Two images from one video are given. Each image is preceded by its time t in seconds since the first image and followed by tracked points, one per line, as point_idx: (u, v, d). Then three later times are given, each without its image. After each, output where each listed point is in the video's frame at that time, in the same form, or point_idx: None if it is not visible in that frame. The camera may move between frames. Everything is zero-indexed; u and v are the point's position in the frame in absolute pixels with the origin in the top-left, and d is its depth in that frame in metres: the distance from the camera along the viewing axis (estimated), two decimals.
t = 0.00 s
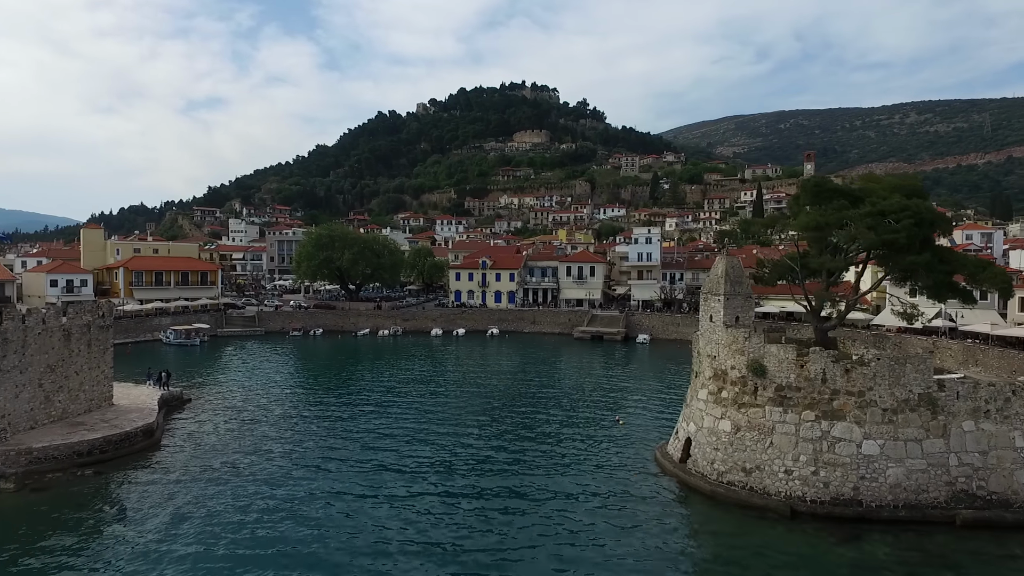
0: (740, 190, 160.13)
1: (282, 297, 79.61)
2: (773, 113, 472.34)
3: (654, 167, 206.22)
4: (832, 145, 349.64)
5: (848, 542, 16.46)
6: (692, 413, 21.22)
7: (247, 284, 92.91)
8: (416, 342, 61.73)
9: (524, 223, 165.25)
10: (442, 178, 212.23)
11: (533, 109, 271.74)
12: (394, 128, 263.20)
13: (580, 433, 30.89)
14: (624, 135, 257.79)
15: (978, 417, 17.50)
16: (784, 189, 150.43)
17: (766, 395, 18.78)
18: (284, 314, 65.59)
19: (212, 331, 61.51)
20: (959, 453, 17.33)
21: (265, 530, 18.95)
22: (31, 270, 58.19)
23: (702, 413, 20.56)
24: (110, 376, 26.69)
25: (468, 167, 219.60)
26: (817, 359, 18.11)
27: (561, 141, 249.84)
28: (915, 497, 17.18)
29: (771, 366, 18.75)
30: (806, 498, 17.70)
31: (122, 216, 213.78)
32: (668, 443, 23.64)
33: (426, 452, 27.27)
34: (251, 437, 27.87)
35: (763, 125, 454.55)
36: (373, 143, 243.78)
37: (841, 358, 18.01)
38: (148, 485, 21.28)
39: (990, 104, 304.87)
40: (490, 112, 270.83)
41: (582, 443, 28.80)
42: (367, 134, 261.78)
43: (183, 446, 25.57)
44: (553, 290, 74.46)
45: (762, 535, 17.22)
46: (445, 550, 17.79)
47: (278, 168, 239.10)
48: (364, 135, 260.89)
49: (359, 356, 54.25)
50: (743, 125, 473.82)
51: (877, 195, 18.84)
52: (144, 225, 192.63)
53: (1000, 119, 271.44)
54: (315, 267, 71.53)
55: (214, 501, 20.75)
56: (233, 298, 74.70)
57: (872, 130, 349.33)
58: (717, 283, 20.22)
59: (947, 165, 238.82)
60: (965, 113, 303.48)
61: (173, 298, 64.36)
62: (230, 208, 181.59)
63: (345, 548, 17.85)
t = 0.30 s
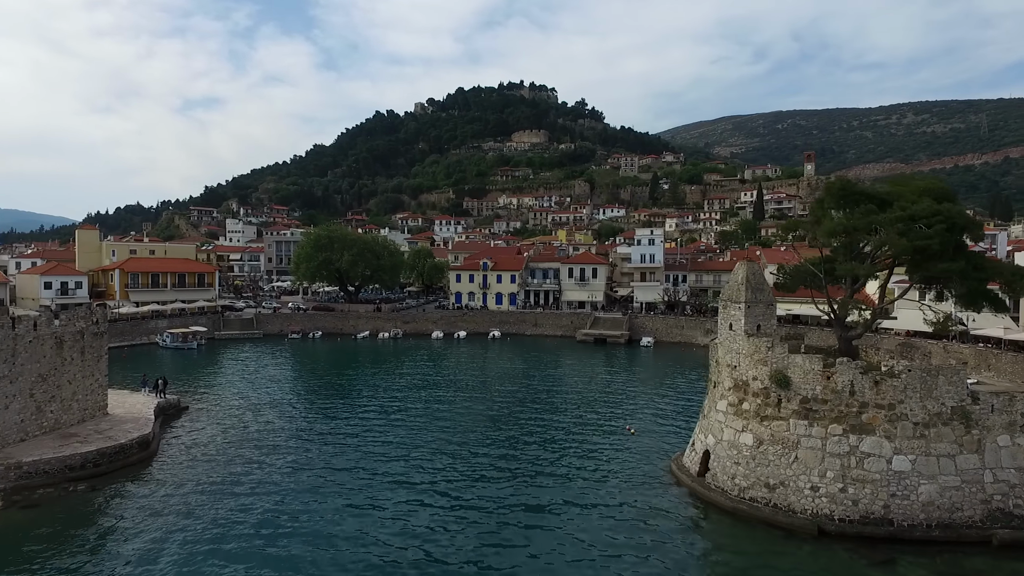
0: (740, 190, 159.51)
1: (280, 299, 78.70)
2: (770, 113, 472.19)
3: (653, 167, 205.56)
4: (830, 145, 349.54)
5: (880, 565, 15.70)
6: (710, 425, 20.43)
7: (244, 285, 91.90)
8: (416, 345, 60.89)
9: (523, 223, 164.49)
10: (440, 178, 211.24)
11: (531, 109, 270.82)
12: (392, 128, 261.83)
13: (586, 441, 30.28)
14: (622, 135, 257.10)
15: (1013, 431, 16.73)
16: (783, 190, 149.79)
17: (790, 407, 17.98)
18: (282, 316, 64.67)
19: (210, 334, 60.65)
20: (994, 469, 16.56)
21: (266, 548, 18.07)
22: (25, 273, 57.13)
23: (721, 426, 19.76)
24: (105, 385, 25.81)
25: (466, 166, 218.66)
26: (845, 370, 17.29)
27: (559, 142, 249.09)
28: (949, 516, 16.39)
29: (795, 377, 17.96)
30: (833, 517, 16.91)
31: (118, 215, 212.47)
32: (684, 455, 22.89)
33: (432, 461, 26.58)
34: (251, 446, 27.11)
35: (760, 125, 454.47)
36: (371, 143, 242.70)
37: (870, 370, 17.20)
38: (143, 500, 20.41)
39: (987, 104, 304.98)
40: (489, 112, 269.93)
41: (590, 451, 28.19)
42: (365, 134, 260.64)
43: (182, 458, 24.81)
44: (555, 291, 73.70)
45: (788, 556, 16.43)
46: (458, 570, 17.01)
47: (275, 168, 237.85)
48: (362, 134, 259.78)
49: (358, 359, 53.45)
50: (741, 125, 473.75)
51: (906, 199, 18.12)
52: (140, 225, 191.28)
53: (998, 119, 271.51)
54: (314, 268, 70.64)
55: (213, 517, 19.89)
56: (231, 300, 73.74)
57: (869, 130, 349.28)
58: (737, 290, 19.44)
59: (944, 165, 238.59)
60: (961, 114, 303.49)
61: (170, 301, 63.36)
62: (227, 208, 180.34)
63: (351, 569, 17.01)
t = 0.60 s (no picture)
0: (740, 191, 158.97)
1: (277, 300, 77.68)
2: (767, 113, 472.24)
3: (652, 167, 204.94)
4: (827, 145, 349.58)
5: None
6: (728, 438, 19.62)
7: (241, 286, 90.82)
8: (416, 348, 60.00)
9: (521, 224, 163.64)
10: (438, 178, 210.08)
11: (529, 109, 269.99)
12: (389, 127, 260.38)
13: (593, 450, 29.64)
14: (620, 135, 256.48)
15: None
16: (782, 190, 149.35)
17: (815, 422, 17.17)
18: (280, 319, 63.72)
19: (206, 337, 59.73)
20: None
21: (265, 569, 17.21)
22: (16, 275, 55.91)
23: (740, 440, 18.96)
24: (96, 394, 24.85)
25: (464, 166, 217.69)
26: (873, 383, 16.50)
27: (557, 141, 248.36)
28: (984, 537, 15.59)
29: (820, 390, 17.14)
30: (862, 537, 16.12)
31: (112, 215, 210.67)
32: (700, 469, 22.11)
33: (437, 473, 25.84)
34: (249, 457, 26.27)
35: (757, 125, 454.51)
36: (368, 143, 241.43)
37: (898, 384, 16.42)
38: (137, 518, 19.50)
39: (983, 104, 305.19)
40: (486, 111, 268.99)
41: (597, 461, 27.56)
42: (362, 133, 259.32)
43: (177, 470, 23.95)
44: (556, 294, 72.88)
45: None
46: None
47: (271, 167, 236.24)
48: (359, 134, 258.43)
49: (355, 362, 52.59)
50: (738, 125, 473.76)
51: (935, 204, 17.34)
52: (135, 225, 189.73)
53: (994, 120, 271.61)
54: (312, 270, 69.67)
55: (210, 535, 19.00)
56: (227, 302, 72.66)
57: (866, 130, 349.39)
58: (757, 298, 18.66)
59: (941, 165, 238.49)
60: (957, 114, 303.78)
61: (165, 303, 62.25)
62: (223, 208, 178.87)
63: None
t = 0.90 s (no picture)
0: (737, 191, 158.46)
1: (273, 303, 76.64)
2: (763, 114, 472.73)
3: (649, 168, 204.37)
4: (823, 145, 350.01)
5: None
6: (745, 453, 18.81)
7: (235, 288, 89.58)
8: (414, 351, 59.13)
9: (519, 224, 162.87)
10: (434, 178, 208.92)
11: (526, 108, 269.16)
12: (385, 126, 258.93)
13: (599, 461, 28.85)
14: (617, 135, 255.94)
15: None
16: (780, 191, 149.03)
17: (839, 438, 16.34)
18: (275, 322, 62.66)
19: (199, 340, 58.76)
20: None
21: None
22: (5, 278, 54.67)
23: (759, 455, 18.15)
24: (84, 404, 23.88)
25: (460, 166, 216.61)
26: (900, 398, 15.70)
27: (554, 142, 247.65)
28: (1020, 561, 14.79)
29: (844, 404, 16.32)
30: (890, 560, 15.32)
31: (105, 215, 208.73)
32: (714, 484, 21.30)
33: (440, 487, 24.93)
34: (245, 470, 25.29)
35: (753, 125, 454.79)
36: (364, 142, 240.10)
37: (928, 398, 15.62)
38: (125, 538, 18.54)
39: (978, 104, 305.83)
40: (483, 111, 267.96)
41: (604, 475, 26.75)
42: (357, 133, 257.95)
43: (169, 485, 22.95)
44: (556, 296, 71.96)
45: None
46: None
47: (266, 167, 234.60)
48: (355, 134, 257.02)
49: (352, 367, 51.74)
50: (734, 125, 474.15)
51: (964, 209, 16.54)
52: (129, 225, 188.00)
53: (989, 120, 272.15)
54: (308, 272, 68.63)
55: (202, 556, 18.05)
56: (222, 305, 71.55)
57: (862, 130, 349.91)
58: (776, 307, 17.87)
59: (935, 165, 238.75)
60: (951, 115, 304.38)
61: (158, 306, 61.10)
62: (218, 208, 177.33)
63: None
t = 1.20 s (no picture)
0: (733, 192, 158.15)
1: (267, 305, 75.49)
2: (757, 114, 473.48)
3: (645, 168, 203.84)
4: (817, 146, 350.69)
5: None
6: (762, 469, 17.99)
7: (228, 290, 88.28)
8: (410, 355, 58.24)
9: (515, 225, 162.06)
10: (429, 178, 207.72)
11: (521, 108, 268.34)
12: (380, 126, 257.44)
13: (603, 474, 27.97)
14: (613, 136, 255.55)
15: None
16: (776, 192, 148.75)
17: (863, 455, 15.51)
18: (269, 325, 61.59)
19: (192, 344, 57.67)
20: None
21: None
22: None
23: (777, 472, 17.35)
24: (68, 417, 22.85)
25: (456, 166, 215.52)
26: (929, 415, 14.86)
27: (549, 142, 247.01)
28: None
29: (868, 421, 15.50)
30: None
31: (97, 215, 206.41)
32: (727, 501, 20.48)
33: (440, 502, 24.01)
34: (236, 484, 24.28)
35: (748, 126, 455.40)
36: (359, 142, 238.62)
37: (958, 415, 14.79)
38: (109, 561, 17.55)
39: (970, 104, 307.03)
40: (478, 111, 266.97)
41: (609, 489, 25.87)
42: (352, 132, 256.34)
43: (158, 501, 21.95)
44: (553, 298, 71.01)
45: None
46: None
47: (259, 166, 232.73)
48: (349, 134, 255.43)
49: (347, 371, 50.82)
50: (728, 126, 474.73)
51: (993, 215, 15.78)
52: (121, 225, 186.20)
53: (981, 121, 273.16)
54: (303, 274, 67.52)
55: None
56: (214, 308, 70.32)
57: (855, 131, 350.93)
58: (794, 317, 17.07)
59: (929, 166, 239.29)
60: (945, 116, 305.48)
61: (149, 309, 59.84)
62: (211, 208, 175.58)
63: None
